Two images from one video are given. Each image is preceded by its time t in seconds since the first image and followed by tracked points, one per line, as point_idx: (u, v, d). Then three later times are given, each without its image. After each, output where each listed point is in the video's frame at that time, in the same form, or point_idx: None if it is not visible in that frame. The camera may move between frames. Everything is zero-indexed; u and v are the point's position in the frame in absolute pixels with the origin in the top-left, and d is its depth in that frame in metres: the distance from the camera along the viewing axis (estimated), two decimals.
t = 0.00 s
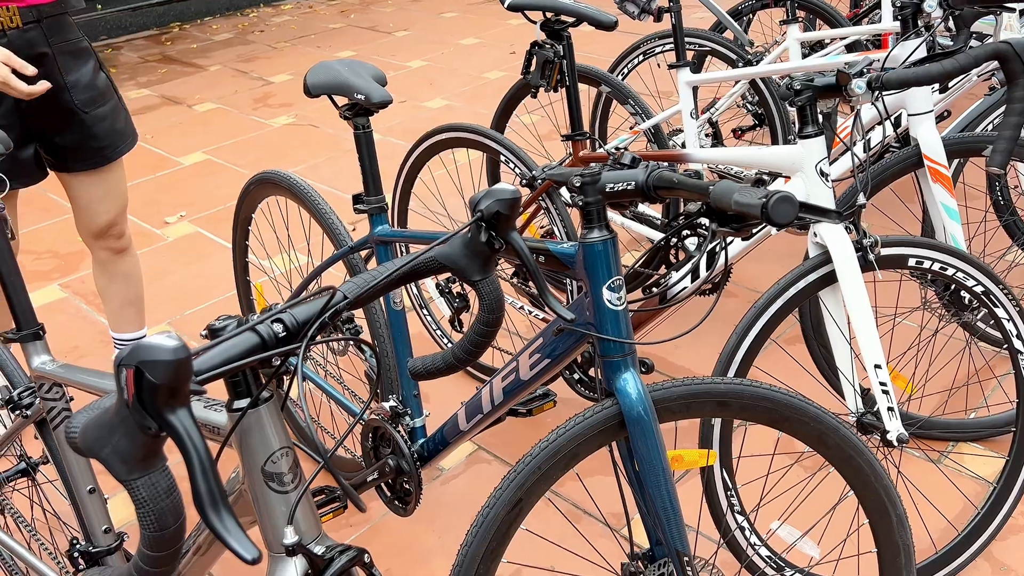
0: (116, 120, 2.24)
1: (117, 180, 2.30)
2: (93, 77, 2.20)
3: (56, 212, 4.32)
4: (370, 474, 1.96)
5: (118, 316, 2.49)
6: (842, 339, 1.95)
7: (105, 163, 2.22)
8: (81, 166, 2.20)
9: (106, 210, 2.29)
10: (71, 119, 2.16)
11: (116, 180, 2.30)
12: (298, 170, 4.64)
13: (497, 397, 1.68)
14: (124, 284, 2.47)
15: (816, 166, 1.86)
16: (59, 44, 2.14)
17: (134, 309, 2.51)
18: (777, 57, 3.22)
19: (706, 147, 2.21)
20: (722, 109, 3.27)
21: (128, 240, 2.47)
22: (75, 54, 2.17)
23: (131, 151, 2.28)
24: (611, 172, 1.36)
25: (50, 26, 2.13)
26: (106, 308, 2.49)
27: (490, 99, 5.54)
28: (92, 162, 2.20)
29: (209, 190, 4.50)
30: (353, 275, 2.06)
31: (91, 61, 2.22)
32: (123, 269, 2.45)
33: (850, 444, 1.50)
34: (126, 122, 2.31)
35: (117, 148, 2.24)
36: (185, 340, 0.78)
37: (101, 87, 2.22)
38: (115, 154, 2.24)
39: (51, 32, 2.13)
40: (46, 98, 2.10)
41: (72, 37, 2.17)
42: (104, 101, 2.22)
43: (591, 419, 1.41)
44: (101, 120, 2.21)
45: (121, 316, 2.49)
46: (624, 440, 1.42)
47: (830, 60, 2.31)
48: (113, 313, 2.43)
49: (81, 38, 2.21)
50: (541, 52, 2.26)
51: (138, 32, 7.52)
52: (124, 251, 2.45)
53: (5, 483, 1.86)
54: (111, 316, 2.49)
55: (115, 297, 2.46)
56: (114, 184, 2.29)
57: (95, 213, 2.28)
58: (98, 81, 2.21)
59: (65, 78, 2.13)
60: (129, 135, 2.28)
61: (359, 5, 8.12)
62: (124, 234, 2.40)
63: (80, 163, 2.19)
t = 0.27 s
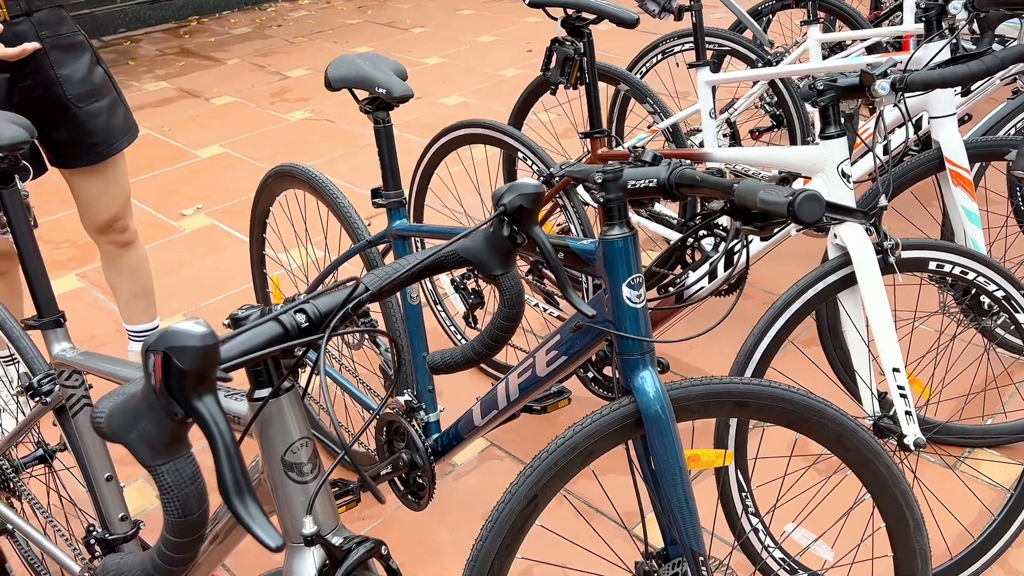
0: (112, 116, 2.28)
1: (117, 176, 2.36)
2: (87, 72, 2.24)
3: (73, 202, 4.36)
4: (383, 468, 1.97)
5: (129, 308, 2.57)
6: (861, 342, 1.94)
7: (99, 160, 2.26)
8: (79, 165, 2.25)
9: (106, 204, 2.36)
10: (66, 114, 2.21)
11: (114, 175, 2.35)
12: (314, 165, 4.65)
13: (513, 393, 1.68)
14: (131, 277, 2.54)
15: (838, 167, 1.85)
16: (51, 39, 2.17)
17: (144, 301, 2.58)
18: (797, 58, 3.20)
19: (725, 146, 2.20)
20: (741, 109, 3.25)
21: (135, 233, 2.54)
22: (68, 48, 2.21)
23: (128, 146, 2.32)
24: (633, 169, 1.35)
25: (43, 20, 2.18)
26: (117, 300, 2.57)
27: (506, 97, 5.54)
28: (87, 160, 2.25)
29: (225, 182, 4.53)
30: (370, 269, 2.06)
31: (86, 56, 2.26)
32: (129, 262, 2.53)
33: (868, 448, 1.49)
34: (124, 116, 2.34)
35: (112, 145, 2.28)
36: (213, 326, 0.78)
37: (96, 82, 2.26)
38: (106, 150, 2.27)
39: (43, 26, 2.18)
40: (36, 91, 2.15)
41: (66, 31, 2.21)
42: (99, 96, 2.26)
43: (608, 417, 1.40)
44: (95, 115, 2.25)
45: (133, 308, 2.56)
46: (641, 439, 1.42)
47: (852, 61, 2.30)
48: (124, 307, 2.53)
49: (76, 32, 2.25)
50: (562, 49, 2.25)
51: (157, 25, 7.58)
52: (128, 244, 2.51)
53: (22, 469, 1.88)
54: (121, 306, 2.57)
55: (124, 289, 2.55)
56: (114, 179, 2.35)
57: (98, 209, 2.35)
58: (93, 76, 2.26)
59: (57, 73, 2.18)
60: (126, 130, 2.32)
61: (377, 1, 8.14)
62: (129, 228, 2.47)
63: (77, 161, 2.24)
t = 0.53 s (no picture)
0: (113, 110, 2.31)
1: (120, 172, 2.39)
2: (89, 68, 2.28)
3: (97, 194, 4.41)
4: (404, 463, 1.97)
5: (145, 301, 2.59)
6: (886, 347, 1.93)
7: (99, 154, 2.29)
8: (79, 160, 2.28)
9: (109, 200, 2.40)
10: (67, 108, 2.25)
11: (116, 170, 2.38)
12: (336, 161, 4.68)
13: (536, 391, 1.68)
14: (145, 270, 2.57)
15: (867, 170, 1.84)
16: (53, 33, 2.22)
17: (161, 294, 2.60)
18: (823, 60, 3.19)
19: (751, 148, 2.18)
20: (765, 111, 3.24)
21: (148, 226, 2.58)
22: (70, 43, 2.25)
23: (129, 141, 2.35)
24: (663, 168, 1.35)
25: (47, 14, 2.22)
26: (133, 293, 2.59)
27: (528, 96, 5.54)
28: (88, 153, 2.27)
29: (249, 176, 4.56)
30: (395, 265, 2.06)
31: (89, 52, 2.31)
32: (141, 255, 2.56)
33: (894, 453, 1.48)
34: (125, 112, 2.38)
35: (113, 140, 2.30)
36: (256, 315, 0.78)
37: (97, 77, 2.30)
38: (107, 145, 2.29)
39: (46, 19, 2.22)
40: (37, 84, 2.21)
41: (67, 26, 2.25)
42: (100, 90, 2.30)
43: (633, 416, 1.40)
44: (96, 110, 2.28)
45: (148, 301, 2.58)
46: (665, 438, 1.42)
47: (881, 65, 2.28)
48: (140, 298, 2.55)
49: (78, 27, 2.29)
50: (588, 48, 2.25)
51: (181, 19, 7.65)
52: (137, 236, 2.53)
53: (49, 455, 1.90)
54: (140, 299, 2.60)
55: (140, 282, 2.57)
56: (115, 176, 2.39)
57: (101, 202, 2.39)
58: (94, 71, 2.30)
59: (59, 66, 2.22)
60: (127, 125, 2.34)
61: None
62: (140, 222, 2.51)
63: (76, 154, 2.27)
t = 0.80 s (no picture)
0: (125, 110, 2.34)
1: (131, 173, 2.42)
2: (100, 67, 2.31)
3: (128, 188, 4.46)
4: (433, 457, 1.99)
5: (171, 294, 2.72)
6: (919, 351, 1.93)
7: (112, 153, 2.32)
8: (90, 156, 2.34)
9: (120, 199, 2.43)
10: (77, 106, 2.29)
11: (129, 170, 2.42)
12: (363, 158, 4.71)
13: (569, 388, 1.69)
14: (169, 264, 2.68)
15: (905, 174, 1.84)
16: (67, 31, 2.23)
17: (184, 287, 2.73)
18: (855, 63, 3.17)
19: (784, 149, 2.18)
20: (795, 113, 3.23)
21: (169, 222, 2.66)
22: (83, 42, 2.28)
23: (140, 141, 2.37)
24: (704, 168, 1.36)
25: (61, 12, 2.23)
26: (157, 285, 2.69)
27: (553, 95, 5.55)
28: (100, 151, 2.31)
29: (276, 172, 4.61)
30: (428, 262, 2.08)
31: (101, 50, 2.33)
32: (163, 250, 2.65)
33: (929, 457, 1.48)
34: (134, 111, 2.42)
35: (124, 140, 2.33)
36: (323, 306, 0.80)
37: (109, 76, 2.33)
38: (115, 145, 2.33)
39: (61, 17, 2.23)
40: (50, 81, 2.24)
41: (82, 24, 2.27)
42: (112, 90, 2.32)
43: (670, 414, 1.41)
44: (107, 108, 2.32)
45: (174, 293, 2.70)
46: (701, 437, 1.42)
47: (917, 68, 2.27)
48: (163, 291, 2.65)
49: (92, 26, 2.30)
50: (622, 49, 2.25)
51: (209, 16, 7.73)
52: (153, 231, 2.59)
53: (86, 444, 1.94)
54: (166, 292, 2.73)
55: (165, 276, 2.69)
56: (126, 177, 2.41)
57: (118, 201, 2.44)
58: (105, 71, 2.33)
59: (71, 64, 2.25)
60: (138, 126, 2.37)
61: None
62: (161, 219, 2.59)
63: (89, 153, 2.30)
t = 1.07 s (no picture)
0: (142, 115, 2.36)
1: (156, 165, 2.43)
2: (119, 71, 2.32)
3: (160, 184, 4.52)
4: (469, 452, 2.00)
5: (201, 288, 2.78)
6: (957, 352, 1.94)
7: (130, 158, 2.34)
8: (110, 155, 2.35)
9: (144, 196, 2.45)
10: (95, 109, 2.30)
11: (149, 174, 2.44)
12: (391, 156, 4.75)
13: (609, 384, 1.70)
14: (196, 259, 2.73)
15: (947, 175, 1.85)
16: (87, 34, 2.24)
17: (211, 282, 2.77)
18: (889, 64, 3.16)
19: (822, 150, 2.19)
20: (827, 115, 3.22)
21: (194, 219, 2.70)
22: (103, 45, 2.28)
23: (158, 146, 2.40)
24: (752, 166, 1.37)
25: (81, 15, 2.22)
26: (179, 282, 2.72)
27: (580, 96, 5.56)
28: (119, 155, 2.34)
29: (306, 169, 4.65)
30: (466, 258, 2.10)
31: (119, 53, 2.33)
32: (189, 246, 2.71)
33: (972, 458, 1.48)
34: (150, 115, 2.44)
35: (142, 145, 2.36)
36: (405, 293, 0.76)
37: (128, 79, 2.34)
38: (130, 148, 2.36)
39: (82, 20, 2.22)
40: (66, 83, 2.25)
41: (102, 27, 2.27)
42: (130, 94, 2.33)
43: (714, 411, 1.42)
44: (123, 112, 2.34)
45: (204, 288, 2.75)
46: (745, 434, 1.43)
47: (957, 70, 2.27)
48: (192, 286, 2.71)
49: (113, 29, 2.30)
50: (660, 48, 2.26)
51: (237, 14, 7.80)
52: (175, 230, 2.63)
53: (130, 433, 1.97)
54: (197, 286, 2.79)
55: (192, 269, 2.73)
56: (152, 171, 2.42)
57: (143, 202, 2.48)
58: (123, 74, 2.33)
59: (89, 68, 2.25)
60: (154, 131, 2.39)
61: None
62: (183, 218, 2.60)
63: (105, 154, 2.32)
